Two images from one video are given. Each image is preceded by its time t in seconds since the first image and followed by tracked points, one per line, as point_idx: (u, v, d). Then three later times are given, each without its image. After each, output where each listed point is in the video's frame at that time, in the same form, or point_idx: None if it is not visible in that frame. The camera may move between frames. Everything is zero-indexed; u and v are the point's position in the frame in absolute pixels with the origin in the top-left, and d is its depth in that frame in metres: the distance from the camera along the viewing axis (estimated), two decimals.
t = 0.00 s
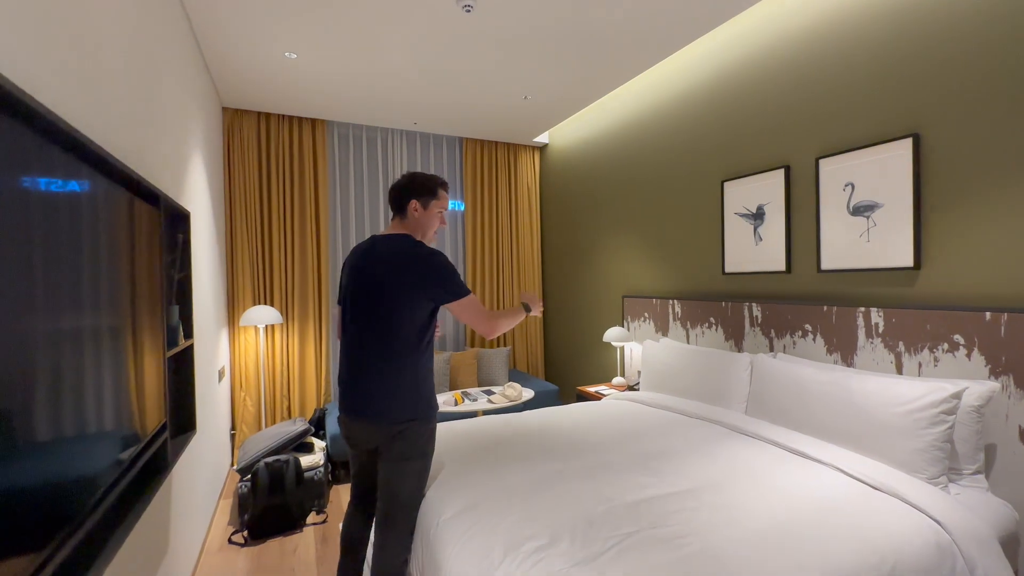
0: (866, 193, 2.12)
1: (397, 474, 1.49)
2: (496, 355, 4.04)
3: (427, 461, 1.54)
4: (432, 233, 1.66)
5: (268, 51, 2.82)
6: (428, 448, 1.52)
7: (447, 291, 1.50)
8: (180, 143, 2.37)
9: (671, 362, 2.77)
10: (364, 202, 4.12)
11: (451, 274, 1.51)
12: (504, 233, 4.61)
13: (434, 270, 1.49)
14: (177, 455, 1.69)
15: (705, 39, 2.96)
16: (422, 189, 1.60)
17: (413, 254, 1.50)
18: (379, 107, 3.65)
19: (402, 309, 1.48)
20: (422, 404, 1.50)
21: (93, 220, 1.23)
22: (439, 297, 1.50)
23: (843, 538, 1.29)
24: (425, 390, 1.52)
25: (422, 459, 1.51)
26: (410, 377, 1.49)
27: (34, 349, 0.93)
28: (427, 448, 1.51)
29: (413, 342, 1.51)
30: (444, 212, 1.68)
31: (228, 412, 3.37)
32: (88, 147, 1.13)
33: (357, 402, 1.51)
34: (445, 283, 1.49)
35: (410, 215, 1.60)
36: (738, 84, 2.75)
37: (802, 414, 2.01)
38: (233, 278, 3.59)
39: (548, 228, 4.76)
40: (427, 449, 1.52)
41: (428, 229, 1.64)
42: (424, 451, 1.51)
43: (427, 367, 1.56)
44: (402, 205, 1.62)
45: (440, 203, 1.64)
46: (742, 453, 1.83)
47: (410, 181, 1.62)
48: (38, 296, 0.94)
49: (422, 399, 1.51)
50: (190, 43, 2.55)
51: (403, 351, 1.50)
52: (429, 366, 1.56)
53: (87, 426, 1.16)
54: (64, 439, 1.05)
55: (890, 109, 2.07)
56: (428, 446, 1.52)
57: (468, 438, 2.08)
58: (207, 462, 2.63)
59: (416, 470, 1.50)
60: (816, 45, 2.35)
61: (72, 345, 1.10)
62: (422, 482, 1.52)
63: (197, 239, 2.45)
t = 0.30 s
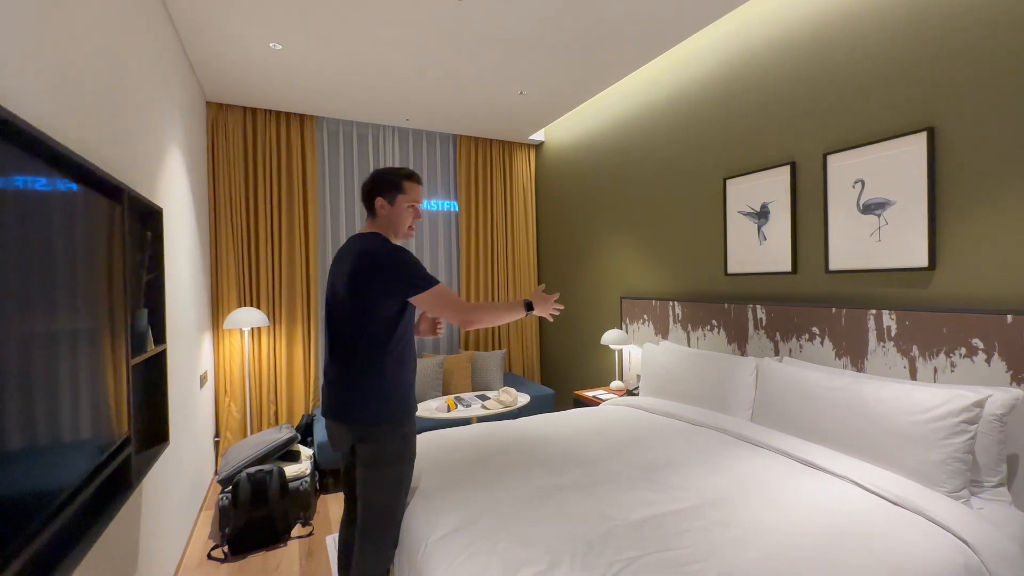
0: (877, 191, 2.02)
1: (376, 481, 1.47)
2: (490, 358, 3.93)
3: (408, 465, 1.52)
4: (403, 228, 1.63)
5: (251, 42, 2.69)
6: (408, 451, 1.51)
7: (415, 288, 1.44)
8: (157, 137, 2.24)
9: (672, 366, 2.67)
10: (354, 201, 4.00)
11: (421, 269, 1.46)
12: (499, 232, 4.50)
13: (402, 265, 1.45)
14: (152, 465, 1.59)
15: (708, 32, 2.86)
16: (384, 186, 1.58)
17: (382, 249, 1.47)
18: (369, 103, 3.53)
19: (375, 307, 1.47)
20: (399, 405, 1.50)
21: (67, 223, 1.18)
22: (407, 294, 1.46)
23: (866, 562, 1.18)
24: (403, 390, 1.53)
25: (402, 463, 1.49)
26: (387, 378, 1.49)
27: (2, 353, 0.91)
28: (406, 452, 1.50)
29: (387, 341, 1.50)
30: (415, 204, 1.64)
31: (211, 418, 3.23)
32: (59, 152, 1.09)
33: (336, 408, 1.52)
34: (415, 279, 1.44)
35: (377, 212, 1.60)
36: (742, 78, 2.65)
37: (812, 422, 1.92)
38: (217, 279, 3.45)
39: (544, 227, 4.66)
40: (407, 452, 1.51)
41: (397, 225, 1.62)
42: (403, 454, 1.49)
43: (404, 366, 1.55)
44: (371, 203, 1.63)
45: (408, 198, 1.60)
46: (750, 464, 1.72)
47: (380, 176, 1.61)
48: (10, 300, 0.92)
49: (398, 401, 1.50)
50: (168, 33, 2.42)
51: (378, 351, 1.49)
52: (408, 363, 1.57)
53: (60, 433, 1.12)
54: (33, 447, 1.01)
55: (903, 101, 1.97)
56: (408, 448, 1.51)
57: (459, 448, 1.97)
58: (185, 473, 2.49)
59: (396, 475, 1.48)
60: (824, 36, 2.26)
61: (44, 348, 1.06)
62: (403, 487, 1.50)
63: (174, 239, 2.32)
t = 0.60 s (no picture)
0: (888, 186, 1.94)
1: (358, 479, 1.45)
2: (485, 361, 3.84)
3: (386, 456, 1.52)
4: (376, 221, 1.63)
5: (235, 31, 2.58)
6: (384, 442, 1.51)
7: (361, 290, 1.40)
8: (133, 128, 2.12)
9: (672, 368, 2.58)
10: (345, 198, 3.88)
11: (375, 265, 1.44)
12: (495, 231, 4.41)
13: (354, 264, 1.42)
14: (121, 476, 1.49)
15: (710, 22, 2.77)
16: (352, 182, 1.58)
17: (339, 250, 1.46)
18: (359, 97, 3.42)
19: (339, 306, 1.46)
20: (374, 399, 1.49)
21: (45, 223, 1.15)
22: (357, 297, 1.41)
23: None
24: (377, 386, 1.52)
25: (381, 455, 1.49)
26: (360, 375, 1.47)
27: None
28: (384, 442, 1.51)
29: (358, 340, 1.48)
30: (386, 198, 1.64)
31: (195, 423, 3.12)
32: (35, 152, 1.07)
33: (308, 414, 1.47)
34: (372, 275, 1.41)
35: (349, 209, 1.61)
36: (746, 70, 2.57)
37: (822, 427, 1.83)
38: (202, 279, 3.33)
39: (540, 226, 4.56)
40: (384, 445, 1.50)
41: (369, 220, 1.61)
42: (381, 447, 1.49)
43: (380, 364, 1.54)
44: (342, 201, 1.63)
45: (376, 190, 1.60)
46: (757, 473, 1.64)
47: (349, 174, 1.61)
48: None
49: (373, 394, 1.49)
50: (146, 20, 2.30)
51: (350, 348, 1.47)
52: (385, 361, 1.56)
53: (34, 439, 1.08)
54: (7, 455, 0.97)
55: (915, 92, 1.88)
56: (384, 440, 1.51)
57: (451, 457, 1.87)
58: (164, 482, 2.38)
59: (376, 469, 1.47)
60: (831, 25, 2.17)
61: (22, 349, 1.03)
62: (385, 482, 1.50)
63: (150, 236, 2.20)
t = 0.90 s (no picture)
0: (902, 182, 1.87)
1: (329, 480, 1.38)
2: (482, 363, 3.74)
3: (359, 455, 1.44)
4: (358, 220, 1.54)
5: (221, 21, 2.47)
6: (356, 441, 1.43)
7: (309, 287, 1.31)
8: (113, 120, 2.01)
9: (674, 370, 2.50)
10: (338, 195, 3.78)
11: (331, 263, 1.35)
12: (491, 230, 4.31)
13: (311, 260, 1.34)
14: (85, 495, 1.35)
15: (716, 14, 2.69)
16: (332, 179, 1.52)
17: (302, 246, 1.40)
18: (352, 92, 3.31)
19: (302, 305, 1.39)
20: (345, 396, 1.43)
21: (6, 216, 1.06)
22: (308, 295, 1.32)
23: None
24: (347, 385, 1.45)
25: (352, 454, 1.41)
26: (332, 370, 1.41)
27: None
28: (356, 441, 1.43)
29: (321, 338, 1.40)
30: (369, 195, 1.55)
31: (180, 429, 3.00)
32: None
33: (279, 412, 1.42)
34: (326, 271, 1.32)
35: (330, 208, 1.54)
36: (753, 64, 2.49)
37: (834, 432, 1.76)
38: (188, 280, 3.21)
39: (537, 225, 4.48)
40: (356, 443, 1.43)
41: (350, 219, 1.52)
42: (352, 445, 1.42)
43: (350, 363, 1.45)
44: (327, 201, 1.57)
45: (358, 188, 1.52)
46: (769, 482, 1.56)
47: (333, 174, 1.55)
48: None
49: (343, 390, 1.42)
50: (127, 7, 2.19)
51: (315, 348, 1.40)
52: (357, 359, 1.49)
53: None
54: None
55: (931, 84, 1.81)
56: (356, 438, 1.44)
57: (447, 465, 1.78)
58: (145, 491, 2.26)
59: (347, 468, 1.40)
60: (842, 16, 2.10)
61: None
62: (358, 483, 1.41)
63: (129, 233, 2.09)
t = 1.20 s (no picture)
0: (921, 179, 1.81)
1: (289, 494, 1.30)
2: (482, 366, 3.66)
3: (325, 472, 1.32)
4: (347, 216, 1.45)
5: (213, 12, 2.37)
6: (320, 458, 1.31)
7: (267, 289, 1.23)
8: (97, 112, 1.89)
9: (682, 373, 2.43)
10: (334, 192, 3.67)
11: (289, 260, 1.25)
12: (490, 230, 4.23)
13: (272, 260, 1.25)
14: (65, 513, 1.25)
15: (724, 7, 2.63)
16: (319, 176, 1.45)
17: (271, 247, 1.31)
18: (348, 88, 3.21)
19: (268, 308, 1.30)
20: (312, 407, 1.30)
21: None
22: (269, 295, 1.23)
23: None
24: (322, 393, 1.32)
25: (314, 471, 1.29)
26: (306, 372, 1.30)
27: None
28: (322, 458, 1.31)
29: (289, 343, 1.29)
30: (359, 190, 1.47)
31: (169, 434, 2.88)
32: None
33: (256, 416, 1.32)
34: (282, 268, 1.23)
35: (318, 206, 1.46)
36: (764, 60, 2.43)
37: (855, 440, 1.70)
38: (178, 280, 3.10)
39: (537, 224, 4.40)
40: (322, 459, 1.31)
41: (338, 217, 1.44)
42: (316, 461, 1.30)
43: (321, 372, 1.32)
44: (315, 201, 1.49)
45: (344, 182, 1.44)
46: (791, 492, 1.49)
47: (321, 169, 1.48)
48: None
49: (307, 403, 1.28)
50: None
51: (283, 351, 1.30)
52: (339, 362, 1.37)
53: None
54: None
55: (953, 78, 1.75)
56: (323, 454, 1.31)
57: (452, 474, 1.69)
58: (132, 502, 2.16)
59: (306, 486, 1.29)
60: (857, 11, 2.04)
61: None
62: (320, 501, 1.31)
63: (114, 232, 1.98)
